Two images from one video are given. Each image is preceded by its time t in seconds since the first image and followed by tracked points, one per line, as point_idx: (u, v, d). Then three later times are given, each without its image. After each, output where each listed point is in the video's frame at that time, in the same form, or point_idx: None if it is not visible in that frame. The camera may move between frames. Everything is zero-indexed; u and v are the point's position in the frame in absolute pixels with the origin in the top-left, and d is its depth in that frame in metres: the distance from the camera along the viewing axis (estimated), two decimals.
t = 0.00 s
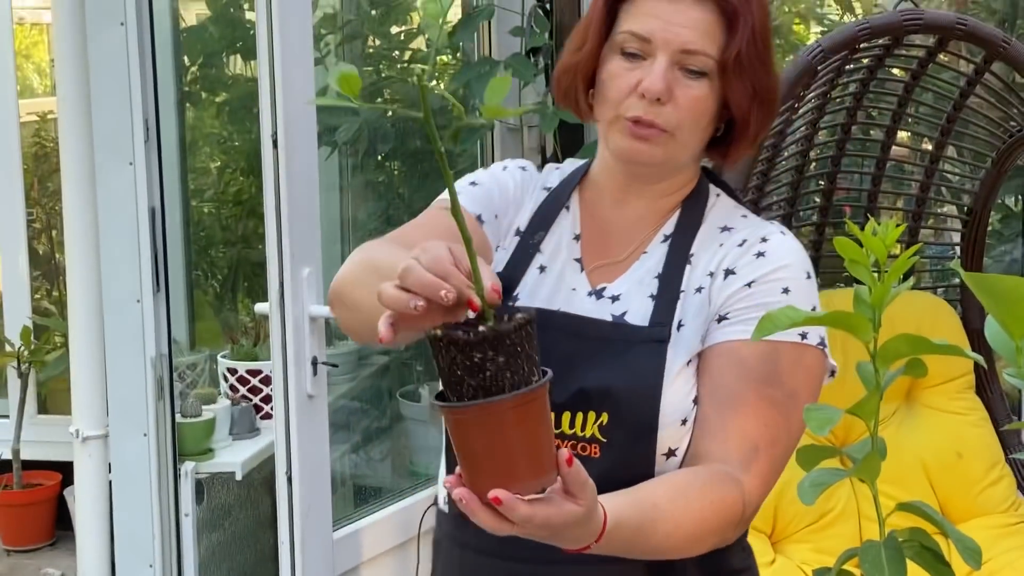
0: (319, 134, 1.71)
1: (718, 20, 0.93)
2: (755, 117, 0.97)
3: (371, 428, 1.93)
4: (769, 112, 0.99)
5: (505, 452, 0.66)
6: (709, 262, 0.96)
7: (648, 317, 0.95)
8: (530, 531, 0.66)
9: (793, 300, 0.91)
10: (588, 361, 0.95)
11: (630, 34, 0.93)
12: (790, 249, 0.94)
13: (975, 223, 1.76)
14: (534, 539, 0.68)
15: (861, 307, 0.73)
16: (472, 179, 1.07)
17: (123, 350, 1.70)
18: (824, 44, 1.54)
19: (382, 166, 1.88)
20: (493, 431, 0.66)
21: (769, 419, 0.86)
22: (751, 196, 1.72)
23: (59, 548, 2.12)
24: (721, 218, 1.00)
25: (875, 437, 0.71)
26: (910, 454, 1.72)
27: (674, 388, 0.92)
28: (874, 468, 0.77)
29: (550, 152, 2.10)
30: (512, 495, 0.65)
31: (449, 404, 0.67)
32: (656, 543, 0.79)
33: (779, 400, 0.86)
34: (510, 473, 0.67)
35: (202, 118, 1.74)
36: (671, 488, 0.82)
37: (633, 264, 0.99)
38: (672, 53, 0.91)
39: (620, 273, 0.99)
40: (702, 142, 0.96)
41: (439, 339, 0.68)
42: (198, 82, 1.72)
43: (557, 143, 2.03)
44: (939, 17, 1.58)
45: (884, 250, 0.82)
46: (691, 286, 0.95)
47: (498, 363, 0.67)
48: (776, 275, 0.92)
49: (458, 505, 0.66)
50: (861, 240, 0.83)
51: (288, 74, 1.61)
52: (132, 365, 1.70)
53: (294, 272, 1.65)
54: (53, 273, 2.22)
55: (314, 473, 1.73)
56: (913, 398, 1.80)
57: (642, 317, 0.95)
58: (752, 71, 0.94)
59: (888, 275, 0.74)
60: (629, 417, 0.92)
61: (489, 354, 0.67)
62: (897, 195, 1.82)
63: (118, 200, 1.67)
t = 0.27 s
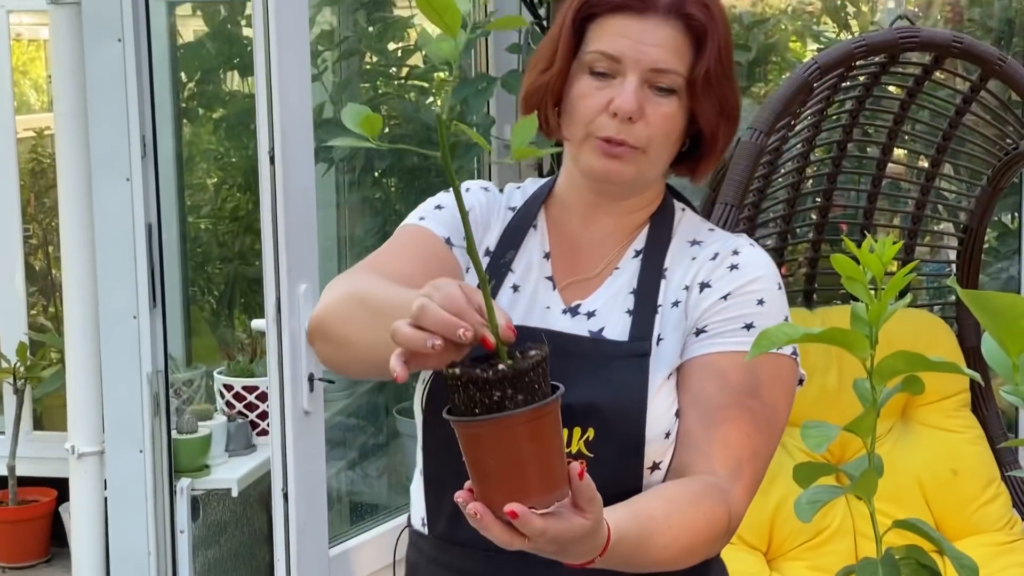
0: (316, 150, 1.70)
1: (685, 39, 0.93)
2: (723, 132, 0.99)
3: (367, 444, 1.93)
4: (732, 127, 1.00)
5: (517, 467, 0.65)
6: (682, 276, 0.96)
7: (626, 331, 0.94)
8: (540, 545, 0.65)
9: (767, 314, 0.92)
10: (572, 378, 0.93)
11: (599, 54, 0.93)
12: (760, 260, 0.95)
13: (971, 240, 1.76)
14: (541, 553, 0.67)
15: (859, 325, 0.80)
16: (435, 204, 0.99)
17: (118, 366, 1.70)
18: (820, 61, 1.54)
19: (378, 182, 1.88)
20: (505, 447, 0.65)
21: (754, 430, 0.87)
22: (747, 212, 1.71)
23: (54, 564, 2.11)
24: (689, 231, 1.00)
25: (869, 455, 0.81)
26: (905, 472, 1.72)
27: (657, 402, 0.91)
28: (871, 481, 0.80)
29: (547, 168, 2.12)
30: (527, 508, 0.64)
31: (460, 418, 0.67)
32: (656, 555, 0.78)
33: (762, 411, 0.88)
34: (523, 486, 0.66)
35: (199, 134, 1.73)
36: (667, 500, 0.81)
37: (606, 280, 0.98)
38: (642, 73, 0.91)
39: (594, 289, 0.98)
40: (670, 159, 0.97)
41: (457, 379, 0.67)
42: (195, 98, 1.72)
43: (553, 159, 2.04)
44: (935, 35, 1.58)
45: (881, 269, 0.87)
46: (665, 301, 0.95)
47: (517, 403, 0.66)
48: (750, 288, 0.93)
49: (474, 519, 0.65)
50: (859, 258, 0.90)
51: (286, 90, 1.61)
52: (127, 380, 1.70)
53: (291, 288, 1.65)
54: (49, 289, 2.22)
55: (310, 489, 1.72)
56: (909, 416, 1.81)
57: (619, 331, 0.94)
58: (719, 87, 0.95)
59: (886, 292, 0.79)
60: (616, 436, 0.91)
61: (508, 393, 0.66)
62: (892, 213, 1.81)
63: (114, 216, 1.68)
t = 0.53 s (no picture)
0: (313, 165, 1.70)
1: (667, 57, 0.94)
2: (706, 149, 1.00)
3: (364, 459, 1.93)
4: (713, 144, 1.01)
5: (523, 487, 0.65)
6: (671, 293, 0.97)
7: (616, 349, 0.94)
8: (545, 567, 0.65)
9: (756, 329, 0.92)
10: (567, 397, 0.92)
11: (583, 73, 0.93)
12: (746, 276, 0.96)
13: (966, 255, 1.77)
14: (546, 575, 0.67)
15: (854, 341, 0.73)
16: (417, 227, 1.00)
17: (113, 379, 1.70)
18: (816, 76, 1.54)
19: (375, 197, 1.89)
20: (511, 470, 0.64)
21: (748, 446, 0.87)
22: (742, 227, 1.71)
23: None
24: (674, 247, 1.01)
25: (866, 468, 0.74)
26: (901, 487, 1.72)
27: (649, 419, 0.92)
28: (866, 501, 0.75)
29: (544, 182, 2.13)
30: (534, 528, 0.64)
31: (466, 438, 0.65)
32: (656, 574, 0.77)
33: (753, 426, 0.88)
34: (528, 506, 0.65)
35: (196, 148, 1.73)
36: (664, 518, 0.81)
37: (593, 298, 0.99)
38: (626, 91, 0.92)
39: (582, 307, 0.98)
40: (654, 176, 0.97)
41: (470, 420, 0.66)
42: (191, 112, 1.72)
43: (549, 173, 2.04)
44: (931, 50, 1.59)
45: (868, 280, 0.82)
46: (655, 317, 0.96)
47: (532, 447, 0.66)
48: (738, 303, 0.93)
49: (479, 541, 0.64)
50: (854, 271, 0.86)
51: (283, 104, 1.61)
52: (122, 394, 1.70)
53: (288, 303, 1.64)
54: (45, 302, 2.21)
55: (306, 504, 1.72)
56: (904, 430, 1.81)
57: (610, 350, 0.95)
58: (701, 104, 0.97)
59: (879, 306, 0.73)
60: (612, 456, 0.91)
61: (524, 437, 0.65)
62: (888, 227, 1.82)
63: (110, 230, 1.68)
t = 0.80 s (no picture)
0: (309, 173, 1.71)
1: (672, 64, 0.94)
2: (713, 156, 1.00)
3: (361, 467, 1.93)
4: (721, 150, 1.01)
5: (533, 507, 0.64)
6: (681, 302, 0.96)
7: (627, 361, 0.94)
8: None
9: (767, 337, 0.92)
10: (576, 408, 0.92)
11: (586, 83, 0.92)
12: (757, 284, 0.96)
13: (962, 265, 1.77)
14: None
15: (851, 348, 0.71)
16: (422, 244, 1.00)
17: (111, 388, 1.70)
18: (813, 86, 1.55)
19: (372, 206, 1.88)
20: (520, 488, 0.64)
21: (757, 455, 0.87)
22: (740, 236, 1.71)
23: None
24: (684, 256, 1.01)
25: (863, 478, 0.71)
26: (897, 495, 1.72)
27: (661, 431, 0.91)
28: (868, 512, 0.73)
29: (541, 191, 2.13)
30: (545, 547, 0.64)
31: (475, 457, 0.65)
32: None
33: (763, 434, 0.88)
34: (539, 523, 0.65)
35: (193, 156, 1.73)
36: (675, 531, 0.81)
37: (603, 309, 0.99)
38: (631, 100, 0.92)
39: (591, 317, 0.98)
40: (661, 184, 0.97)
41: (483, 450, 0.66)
42: (188, 121, 1.73)
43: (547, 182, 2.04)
44: (928, 60, 1.59)
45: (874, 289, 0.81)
46: (665, 327, 0.96)
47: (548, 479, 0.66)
48: (749, 312, 0.93)
49: (491, 559, 0.65)
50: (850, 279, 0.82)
51: (280, 113, 1.61)
52: (120, 402, 1.70)
53: (285, 311, 1.64)
54: (42, 311, 2.21)
55: (303, 511, 1.72)
56: (901, 440, 1.81)
57: (620, 361, 0.94)
58: (708, 111, 0.96)
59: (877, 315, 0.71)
60: (623, 468, 0.90)
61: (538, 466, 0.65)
62: (884, 237, 1.82)
63: (108, 238, 1.68)
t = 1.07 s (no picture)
0: (307, 178, 1.71)
1: (678, 65, 0.93)
2: (721, 158, 1.00)
3: (358, 471, 1.93)
4: (729, 152, 1.01)
5: (539, 524, 0.64)
6: (691, 309, 0.97)
7: (636, 368, 0.95)
8: None
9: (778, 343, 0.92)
10: (585, 415, 0.92)
11: (592, 86, 0.92)
12: (769, 289, 0.96)
13: (959, 270, 1.77)
14: None
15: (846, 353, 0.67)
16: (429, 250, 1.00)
17: (108, 392, 1.70)
18: (810, 91, 1.55)
19: (369, 210, 1.88)
20: (528, 504, 0.63)
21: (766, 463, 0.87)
22: (737, 240, 1.71)
23: None
24: (695, 260, 1.01)
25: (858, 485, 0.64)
26: (892, 499, 1.72)
27: (672, 438, 0.91)
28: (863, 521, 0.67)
29: (538, 195, 2.14)
30: (549, 565, 0.65)
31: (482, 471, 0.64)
32: None
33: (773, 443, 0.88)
34: (545, 543, 0.65)
35: (190, 161, 1.73)
36: (686, 543, 0.81)
37: (612, 314, 0.99)
38: (637, 102, 0.92)
39: (600, 324, 0.99)
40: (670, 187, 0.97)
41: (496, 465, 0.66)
42: (186, 125, 1.72)
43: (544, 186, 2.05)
44: (924, 65, 1.59)
45: (871, 296, 0.77)
46: (675, 333, 0.96)
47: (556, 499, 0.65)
48: (760, 317, 0.93)
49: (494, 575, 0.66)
50: (845, 286, 0.79)
51: (277, 117, 1.61)
52: (117, 406, 1.70)
53: (281, 315, 1.64)
54: (39, 314, 2.21)
55: (299, 515, 1.72)
56: (897, 445, 1.81)
57: (629, 368, 0.95)
58: (715, 113, 0.96)
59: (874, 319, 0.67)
60: (632, 476, 0.90)
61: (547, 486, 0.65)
62: (882, 242, 1.82)
63: (105, 242, 1.68)
